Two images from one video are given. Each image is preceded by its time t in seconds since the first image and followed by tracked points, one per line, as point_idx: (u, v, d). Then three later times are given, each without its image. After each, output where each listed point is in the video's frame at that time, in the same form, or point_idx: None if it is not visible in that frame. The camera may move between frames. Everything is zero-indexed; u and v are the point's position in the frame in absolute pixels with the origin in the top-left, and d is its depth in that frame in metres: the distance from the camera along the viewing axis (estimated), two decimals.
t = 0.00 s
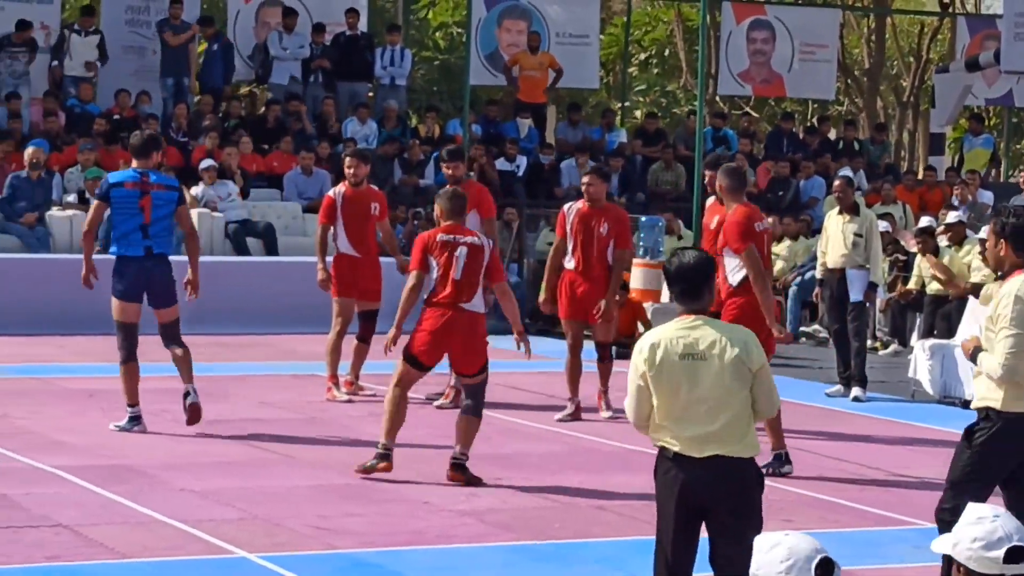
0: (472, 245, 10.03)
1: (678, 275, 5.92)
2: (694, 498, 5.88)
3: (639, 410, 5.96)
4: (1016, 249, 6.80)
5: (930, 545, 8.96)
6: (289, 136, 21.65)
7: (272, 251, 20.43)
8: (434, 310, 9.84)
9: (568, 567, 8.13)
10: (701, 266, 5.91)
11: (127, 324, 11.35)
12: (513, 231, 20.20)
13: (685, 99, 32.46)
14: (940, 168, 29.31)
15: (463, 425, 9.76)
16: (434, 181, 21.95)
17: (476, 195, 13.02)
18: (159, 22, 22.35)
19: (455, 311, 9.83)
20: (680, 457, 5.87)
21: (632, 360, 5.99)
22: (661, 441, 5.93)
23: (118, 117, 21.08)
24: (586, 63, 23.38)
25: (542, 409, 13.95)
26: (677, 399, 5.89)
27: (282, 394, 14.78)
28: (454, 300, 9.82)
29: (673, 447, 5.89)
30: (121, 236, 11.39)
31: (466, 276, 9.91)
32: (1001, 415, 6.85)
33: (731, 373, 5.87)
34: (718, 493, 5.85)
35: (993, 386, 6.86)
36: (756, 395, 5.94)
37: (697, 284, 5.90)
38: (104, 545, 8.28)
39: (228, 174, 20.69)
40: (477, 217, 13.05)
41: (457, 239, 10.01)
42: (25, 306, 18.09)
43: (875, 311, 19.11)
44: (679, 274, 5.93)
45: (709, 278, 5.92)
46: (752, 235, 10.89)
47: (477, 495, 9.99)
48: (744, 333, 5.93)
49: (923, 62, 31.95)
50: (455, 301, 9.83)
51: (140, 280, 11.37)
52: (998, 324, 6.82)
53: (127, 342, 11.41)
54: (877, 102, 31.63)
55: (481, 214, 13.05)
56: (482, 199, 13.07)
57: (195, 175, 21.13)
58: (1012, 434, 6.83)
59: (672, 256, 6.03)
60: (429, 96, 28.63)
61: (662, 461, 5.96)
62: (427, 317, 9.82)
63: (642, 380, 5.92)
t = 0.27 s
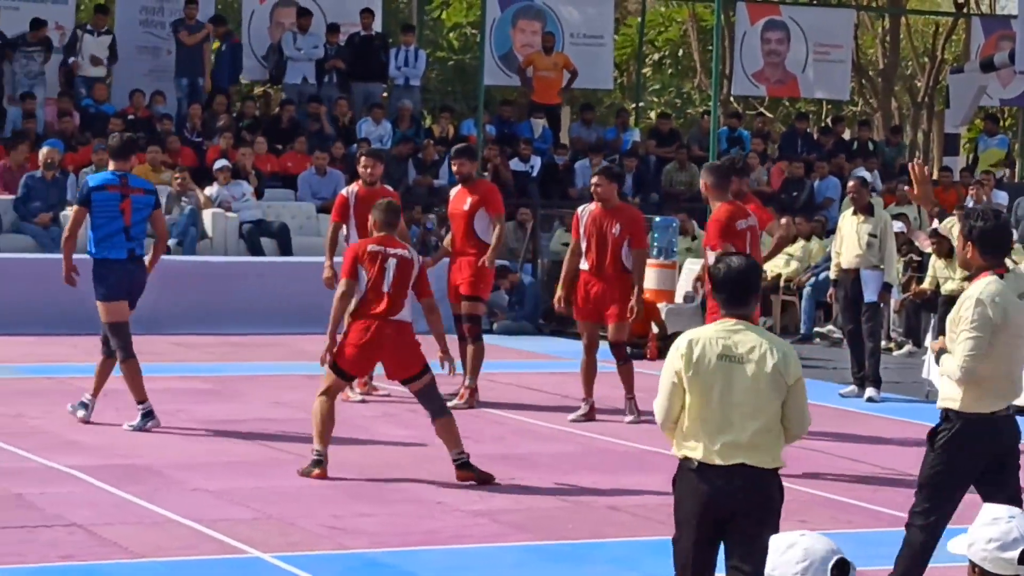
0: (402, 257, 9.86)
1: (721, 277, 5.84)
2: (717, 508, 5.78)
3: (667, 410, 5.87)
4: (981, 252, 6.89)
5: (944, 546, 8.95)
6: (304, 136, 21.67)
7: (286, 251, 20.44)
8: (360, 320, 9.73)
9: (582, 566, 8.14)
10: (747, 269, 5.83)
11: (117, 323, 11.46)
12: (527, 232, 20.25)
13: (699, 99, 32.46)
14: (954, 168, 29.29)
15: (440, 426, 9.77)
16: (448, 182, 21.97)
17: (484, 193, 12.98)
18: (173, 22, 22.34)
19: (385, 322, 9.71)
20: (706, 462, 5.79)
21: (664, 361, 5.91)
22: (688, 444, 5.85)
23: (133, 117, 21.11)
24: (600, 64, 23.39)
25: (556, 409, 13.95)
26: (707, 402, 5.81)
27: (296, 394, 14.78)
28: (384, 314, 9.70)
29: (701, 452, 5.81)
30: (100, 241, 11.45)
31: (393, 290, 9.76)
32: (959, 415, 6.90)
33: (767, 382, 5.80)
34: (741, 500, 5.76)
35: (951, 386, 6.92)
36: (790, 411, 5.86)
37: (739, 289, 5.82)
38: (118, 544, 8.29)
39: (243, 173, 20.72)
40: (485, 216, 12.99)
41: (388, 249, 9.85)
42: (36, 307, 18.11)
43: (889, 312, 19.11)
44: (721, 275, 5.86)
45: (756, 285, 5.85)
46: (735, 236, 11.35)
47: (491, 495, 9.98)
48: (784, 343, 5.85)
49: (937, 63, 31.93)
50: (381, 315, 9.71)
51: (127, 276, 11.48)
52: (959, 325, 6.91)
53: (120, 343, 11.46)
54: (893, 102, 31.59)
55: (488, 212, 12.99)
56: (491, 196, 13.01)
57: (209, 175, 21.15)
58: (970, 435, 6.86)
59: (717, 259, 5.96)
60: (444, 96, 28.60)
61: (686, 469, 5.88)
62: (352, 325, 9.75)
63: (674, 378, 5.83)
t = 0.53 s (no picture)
0: (354, 239, 10.12)
1: (757, 275, 5.85)
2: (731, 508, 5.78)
3: (688, 404, 5.86)
4: (940, 247, 7.06)
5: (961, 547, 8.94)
6: (320, 136, 21.68)
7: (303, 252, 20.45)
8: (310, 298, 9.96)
9: (598, 567, 8.14)
10: (780, 268, 5.83)
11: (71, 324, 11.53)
12: (543, 233, 20.18)
13: (716, 99, 32.43)
14: (971, 169, 29.25)
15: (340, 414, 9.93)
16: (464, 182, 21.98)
17: (496, 193, 12.98)
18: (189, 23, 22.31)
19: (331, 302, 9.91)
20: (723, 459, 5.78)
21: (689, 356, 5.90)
22: (709, 440, 5.83)
23: (149, 117, 21.13)
24: (616, 63, 23.37)
25: (572, 409, 13.95)
26: (730, 398, 5.79)
27: (312, 394, 14.79)
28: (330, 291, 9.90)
29: (719, 449, 5.79)
30: (76, 238, 11.53)
31: (344, 268, 9.99)
32: (911, 407, 7.09)
33: (791, 384, 5.80)
34: (757, 502, 5.76)
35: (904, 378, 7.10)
36: (811, 415, 5.87)
37: (772, 287, 5.82)
38: (135, 544, 8.30)
39: (259, 174, 20.75)
40: (498, 216, 12.99)
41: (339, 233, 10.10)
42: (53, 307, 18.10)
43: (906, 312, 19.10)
44: (757, 272, 5.86)
45: (789, 286, 5.85)
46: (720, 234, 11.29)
47: (508, 496, 9.99)
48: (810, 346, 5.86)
49: (955, 64, 31.90)
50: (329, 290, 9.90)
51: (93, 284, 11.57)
52: (914, 317, 7.08)
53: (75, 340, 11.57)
54: (910, 103, 31.55)
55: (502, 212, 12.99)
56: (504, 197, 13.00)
57: (225, 175, 21.16)
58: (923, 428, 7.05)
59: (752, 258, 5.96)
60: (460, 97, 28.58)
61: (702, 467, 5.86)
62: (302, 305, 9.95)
63: (699, 373, 5.82)
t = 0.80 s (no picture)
0: (332, 259, 10.01)
1: (768, 278, 5.85)
2: (746, 518, 5.68)
3: (705, 413, 5.80)
4: (925, 244, 6.95)
5: (985, 549, 8.91)
6: (343, 137, 21.71)
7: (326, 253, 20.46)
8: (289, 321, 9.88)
9: (621, 569, 8.13)
10: (790, 273, 5.83)
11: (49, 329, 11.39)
12: (565, 234, 20.24)
13: (739, 100, 32.42)
14: (995, 170, 29.21)
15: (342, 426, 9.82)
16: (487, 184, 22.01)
17: (517, 196, 13.00)
18: (213, 25, 22.28)
19: (314, 321, 9.81)
20: (742, 466, 5.71)
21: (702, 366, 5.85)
22: (727, 449, 5.77)
23: (172, 118, 21.17)
24: (637, 64, 23.38)
25: (595, 410, 13.94)
26: (749, 404, 5.74)
27: (335, 395, 14.80)
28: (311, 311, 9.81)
29: (737, 458, 5.72)
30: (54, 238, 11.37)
31: (325, 286, 9.90)
32: (905, 409, 6.97)
33: (810, 388, 5.77)
34: (770, 510, 5.68)
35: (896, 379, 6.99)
36: (826, 418, 5.83)
37: (785, 290, 5.82)
38: (157, 545, 8.30)
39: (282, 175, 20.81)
40: (520, 219, 13.00)
41: (319, 252, 10.02)
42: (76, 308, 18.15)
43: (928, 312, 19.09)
44: (768, 278, 5.86)
45: (803, 288, 5.84)
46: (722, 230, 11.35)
47: (530, 497, 9.98)
48: (826, 351, 5.84)
49: (978, 65, 31.87)
50: (307, 313, 9.81)
51: (79, 284, 11.31)
52: (903, 317, 6.98)
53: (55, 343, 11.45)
54: (933, 105, 31.49)
55: (523, 215, 13.00)
56: (525, 199, 13.02)
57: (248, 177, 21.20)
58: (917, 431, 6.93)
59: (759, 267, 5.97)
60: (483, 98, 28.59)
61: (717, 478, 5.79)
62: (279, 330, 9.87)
63: (716, 381, 5.78)
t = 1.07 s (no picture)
0: (342, 259, 10.04)
1: (757, 292, 6.10)
2: (734, 538, 5.93)
3: (704, 432, 5.93)
4: (908, 254, 7.10)
5: (993, 560, 8.90)
6: (350, 148, 21.70)
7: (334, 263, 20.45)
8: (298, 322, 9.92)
9: None
10: (776, 288, 6.10)
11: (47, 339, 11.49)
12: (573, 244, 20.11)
13: (746, 111, 32.40)
14: (1003, 181, 29.20)
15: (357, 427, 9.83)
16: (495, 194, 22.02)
17: (525, 208, 13.01)
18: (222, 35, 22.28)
19: (324, 323, 9.83)
20: (738, 486, 5.92)
21: (698, 382, 5.99)
22: (724, 467, 5.95)
23: (180, 128, 21.18)
24: (647, 73, 23.44)
25: (602, 421, 13.95)
26: (748, 423, 5.92)
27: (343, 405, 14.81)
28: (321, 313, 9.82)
29: (733, 476, 5.93)
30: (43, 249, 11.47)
31: (333, 288, 9.92)
32: (897, 418, 7.13)
33: (803, 406, 5.99)
34: (760, 531, 5.92)
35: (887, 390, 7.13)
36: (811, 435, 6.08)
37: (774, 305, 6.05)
38: (166, 555, 8.31)
39: (289, 184, 20.81)
40: (527, 230, 13.01)
41: (327, 253, 10.04)
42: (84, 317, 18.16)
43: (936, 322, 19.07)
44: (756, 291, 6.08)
45: (786, 302, 6.09)
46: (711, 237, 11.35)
47: (538, 508, 9.98)
48: (812, 368, 6.07)
49: (985, 74, 31.87)
50: (316, 314, 9.85)
51: (59, 294, 11.32)
52: (892, 327, 7.12)
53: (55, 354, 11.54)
54: (940, 115, 31.44)
55: (531, 225, 13.00)
56: (532, 210, 13.03)
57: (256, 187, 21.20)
58: (910, 441, 7.10)
59: (741, 281, 6.20)
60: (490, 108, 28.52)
61: (707, 495, 5.99)
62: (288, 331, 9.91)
63: (717, 400, 5.92)
